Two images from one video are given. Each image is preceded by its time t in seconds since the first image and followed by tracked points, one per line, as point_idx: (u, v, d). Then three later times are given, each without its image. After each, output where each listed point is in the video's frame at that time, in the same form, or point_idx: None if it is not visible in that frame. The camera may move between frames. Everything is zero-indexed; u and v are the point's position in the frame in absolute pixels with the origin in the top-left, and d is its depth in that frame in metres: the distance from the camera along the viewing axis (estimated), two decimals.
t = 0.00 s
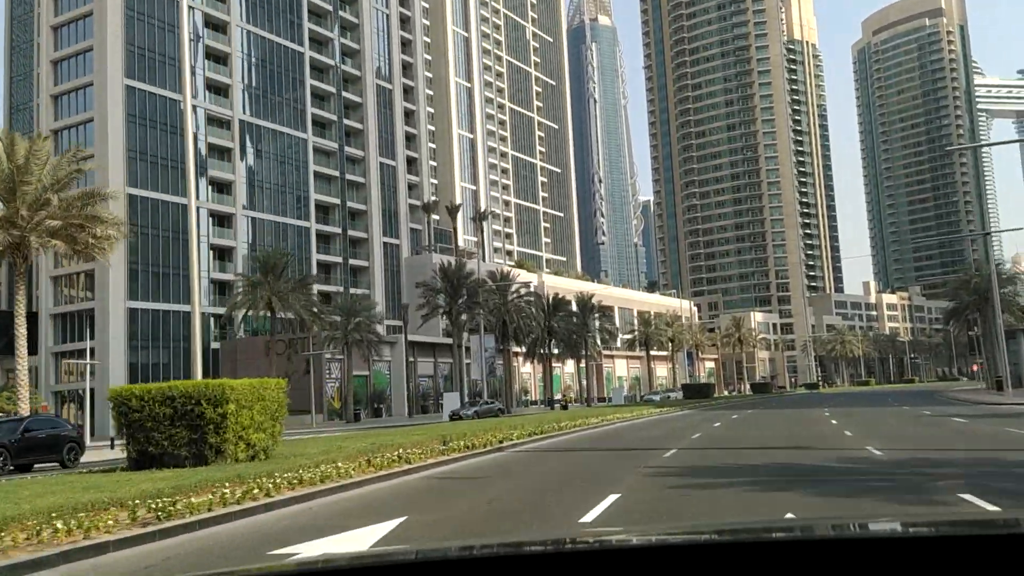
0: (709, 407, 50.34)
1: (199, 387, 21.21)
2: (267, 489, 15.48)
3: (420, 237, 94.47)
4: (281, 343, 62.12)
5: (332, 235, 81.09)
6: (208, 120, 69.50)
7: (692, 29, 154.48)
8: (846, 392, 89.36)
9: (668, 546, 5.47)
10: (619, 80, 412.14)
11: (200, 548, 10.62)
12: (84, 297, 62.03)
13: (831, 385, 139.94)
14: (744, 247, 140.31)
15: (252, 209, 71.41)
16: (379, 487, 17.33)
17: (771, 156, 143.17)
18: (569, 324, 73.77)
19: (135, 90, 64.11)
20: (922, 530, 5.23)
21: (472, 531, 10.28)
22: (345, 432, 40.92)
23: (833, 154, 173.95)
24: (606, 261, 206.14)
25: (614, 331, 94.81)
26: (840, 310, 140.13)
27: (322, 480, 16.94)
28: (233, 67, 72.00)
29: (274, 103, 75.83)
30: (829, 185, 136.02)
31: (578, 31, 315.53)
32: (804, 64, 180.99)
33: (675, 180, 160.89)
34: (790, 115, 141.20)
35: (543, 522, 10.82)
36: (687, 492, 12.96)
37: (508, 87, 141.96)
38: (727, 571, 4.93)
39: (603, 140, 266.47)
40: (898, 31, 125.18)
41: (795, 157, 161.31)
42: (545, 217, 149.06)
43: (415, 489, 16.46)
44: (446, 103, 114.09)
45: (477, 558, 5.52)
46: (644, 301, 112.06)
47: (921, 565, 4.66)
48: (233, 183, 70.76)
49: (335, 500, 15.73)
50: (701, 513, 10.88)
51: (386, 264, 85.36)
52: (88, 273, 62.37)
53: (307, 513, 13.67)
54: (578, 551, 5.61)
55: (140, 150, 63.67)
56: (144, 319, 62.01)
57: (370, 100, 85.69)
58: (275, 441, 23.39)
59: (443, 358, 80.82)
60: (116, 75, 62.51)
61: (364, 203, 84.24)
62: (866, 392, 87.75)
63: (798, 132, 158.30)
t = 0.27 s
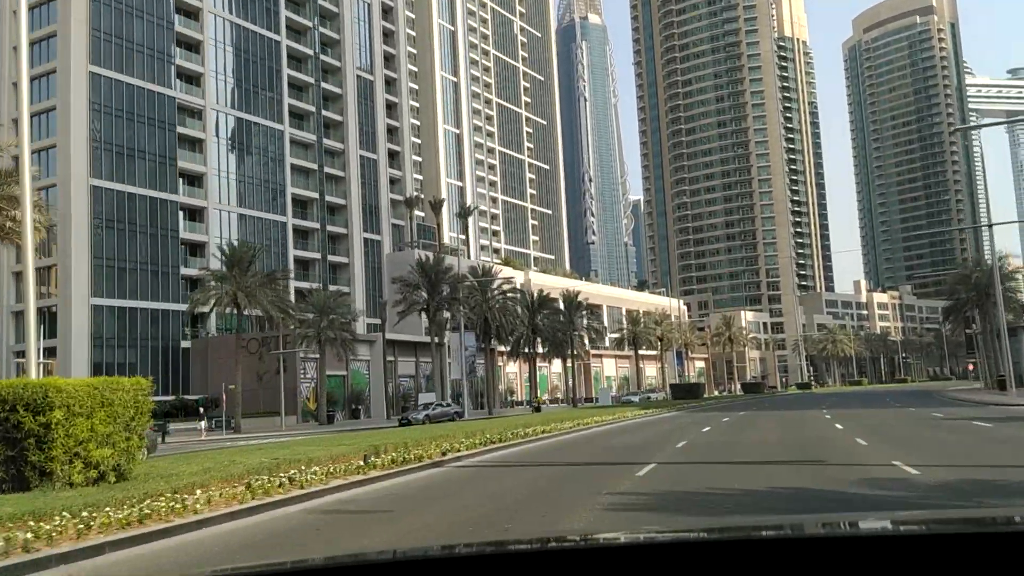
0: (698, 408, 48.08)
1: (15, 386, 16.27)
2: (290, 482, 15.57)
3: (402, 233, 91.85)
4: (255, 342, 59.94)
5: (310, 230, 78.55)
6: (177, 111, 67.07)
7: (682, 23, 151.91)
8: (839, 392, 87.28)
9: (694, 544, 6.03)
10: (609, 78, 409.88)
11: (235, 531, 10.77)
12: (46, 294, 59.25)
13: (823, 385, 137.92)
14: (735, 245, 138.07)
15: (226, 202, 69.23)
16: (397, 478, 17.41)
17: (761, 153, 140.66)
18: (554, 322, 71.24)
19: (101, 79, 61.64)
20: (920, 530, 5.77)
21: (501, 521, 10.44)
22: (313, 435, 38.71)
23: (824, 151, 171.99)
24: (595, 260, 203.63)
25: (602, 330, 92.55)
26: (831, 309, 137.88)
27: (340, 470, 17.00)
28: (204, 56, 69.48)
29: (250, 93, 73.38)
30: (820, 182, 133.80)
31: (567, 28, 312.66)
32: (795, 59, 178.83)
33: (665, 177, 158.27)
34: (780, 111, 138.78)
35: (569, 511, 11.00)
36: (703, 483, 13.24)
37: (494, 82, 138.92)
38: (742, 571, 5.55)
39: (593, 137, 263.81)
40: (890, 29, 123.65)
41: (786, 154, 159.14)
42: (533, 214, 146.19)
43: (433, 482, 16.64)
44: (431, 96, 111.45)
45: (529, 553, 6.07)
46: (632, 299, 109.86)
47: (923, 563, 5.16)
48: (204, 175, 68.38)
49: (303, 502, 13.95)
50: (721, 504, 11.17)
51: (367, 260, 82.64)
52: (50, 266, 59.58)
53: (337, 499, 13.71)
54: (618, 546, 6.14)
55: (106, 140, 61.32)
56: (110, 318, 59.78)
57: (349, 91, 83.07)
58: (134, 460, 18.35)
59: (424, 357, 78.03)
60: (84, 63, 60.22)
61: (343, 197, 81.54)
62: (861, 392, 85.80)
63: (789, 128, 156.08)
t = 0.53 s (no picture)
0: (688, 410, 45.88)
1: None
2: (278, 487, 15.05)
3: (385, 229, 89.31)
4: (225, 341, 57.41)
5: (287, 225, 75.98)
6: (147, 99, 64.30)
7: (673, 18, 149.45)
8: (833, 392, 85.19)
9: (678, 544, 5.60)
10: (600, 77, 407.68)
11: (216, 539, 10.69)
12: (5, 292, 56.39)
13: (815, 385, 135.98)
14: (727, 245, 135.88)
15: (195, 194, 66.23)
16: (387, 481, 17.06)
17: (753, 150, 138.33)
18: (540, 320, 68.75)
19: (66, 64, 58.63)
20: (909, 530, 5.41)
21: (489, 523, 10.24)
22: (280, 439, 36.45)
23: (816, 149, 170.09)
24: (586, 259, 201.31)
25: (591, 329, 90.29)
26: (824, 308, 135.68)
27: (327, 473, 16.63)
28: (175, 42, 66.71)
29: (224, 82, 70.81)
30: (813, 180, 131.61)
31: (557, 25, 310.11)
32: (786, 56, 176.82)
33: (656, 175, 155.96)
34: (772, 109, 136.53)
35: (561, 517, 10.69)
36: (705, 489, 12.72)
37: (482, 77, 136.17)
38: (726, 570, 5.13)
39: (583, 135, 261.52)
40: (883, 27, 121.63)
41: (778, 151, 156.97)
42: (522, 212, 143.57)
43: (421, 484, 16.20)
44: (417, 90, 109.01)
45: (499, 552, 5.60)
46: (622, 297, 107.64)
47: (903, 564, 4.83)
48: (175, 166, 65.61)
49: (225, 528, 11.75)
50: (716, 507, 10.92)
51: (347, 257, 79.87)
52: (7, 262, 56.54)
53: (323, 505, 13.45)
54: (595, 546, 5.72)
55: (71, 129, 58.35)
56: (73, 316, 57.00)
57: (329, 82, 80.42)
58: None
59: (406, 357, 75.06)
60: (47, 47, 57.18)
61: (324, 191, 78.77)
62: (855, 392, 83.88)
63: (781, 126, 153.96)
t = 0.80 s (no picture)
0: (678, 412, 43.70)
1: None
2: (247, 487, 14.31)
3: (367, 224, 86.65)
4: (195, 339, 54.88)
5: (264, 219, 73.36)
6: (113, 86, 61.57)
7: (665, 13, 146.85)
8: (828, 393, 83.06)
9: (667, 546, 5.10)
10: (592, 76, 405.34)
11: (176, 548, 9.98)
12: None
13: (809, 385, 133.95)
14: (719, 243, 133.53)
15: (166, 186, 63.40)
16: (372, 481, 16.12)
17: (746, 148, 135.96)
18: (526, 319, 66.30)
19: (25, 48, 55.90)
20: (912, 529, 4.95)
21: (476, 528, 9.74)
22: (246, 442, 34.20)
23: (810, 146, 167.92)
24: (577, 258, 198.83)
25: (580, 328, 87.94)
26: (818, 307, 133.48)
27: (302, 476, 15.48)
28: (143, 27, 63.93)
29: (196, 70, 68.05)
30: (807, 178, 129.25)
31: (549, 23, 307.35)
32: (779, 52, 174.58)
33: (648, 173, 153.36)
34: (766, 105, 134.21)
35: (551, 519, 10.10)
36: (707, 489, 12.03)
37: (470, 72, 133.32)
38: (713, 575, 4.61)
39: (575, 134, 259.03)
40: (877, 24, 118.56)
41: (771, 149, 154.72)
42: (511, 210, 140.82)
43: (414, 484, 15.59)
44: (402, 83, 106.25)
45: (476, 555, 5.08)
46: (612, 296, 105.33)
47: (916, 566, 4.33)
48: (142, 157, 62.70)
49: (137, 551, 9.96)
50: (715, 509, 10.35)
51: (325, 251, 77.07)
52: None
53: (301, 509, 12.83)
54: (579, 548, 5.20)
55: (29, 116, 55.55)
56: (34, 310, 54.34)
57: (307, 72, 77.48)
58: None
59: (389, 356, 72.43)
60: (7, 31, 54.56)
61: (302, 184, 75.81)
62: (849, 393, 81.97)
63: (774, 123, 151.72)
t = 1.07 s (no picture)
0: (668, 413, 41.54)
1: None
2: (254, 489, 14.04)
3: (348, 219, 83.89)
4: (160, 337, 52.29)
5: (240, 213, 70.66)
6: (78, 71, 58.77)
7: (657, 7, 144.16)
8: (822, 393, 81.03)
9: (656, 545, 5.19)
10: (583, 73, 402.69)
11: (159, 547, 9.57)
12: None
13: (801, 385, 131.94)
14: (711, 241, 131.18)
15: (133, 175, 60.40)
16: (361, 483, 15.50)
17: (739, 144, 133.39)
18: (511, 316, 63.74)
19: None
20: (899, 530, 4.98)
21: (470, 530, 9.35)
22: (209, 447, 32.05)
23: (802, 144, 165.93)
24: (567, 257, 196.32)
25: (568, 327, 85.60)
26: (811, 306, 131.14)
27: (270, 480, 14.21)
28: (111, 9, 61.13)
29: (169, 56, 65.29)
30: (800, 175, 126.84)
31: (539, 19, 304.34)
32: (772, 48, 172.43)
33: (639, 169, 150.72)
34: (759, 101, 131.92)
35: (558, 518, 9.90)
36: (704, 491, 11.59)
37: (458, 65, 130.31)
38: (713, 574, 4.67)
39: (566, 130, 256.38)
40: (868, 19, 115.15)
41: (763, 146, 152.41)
42: (499, 207, 137.99)
43: (413, 485, 15.16)
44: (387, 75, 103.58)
45: (467, 554, 5.18)
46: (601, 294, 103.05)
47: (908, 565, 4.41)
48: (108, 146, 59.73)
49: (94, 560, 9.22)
50: (721, 509, 10.09)
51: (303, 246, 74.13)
52: None
53: (297, 507, 12.49)
54: (566, 547, 5.30)
55: None
56: None
57: (286, 61, 74.69)
58: None
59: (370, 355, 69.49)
60: None
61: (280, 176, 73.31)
62: (844, 393, 80.11)
63: (767, 119, 149.45)
